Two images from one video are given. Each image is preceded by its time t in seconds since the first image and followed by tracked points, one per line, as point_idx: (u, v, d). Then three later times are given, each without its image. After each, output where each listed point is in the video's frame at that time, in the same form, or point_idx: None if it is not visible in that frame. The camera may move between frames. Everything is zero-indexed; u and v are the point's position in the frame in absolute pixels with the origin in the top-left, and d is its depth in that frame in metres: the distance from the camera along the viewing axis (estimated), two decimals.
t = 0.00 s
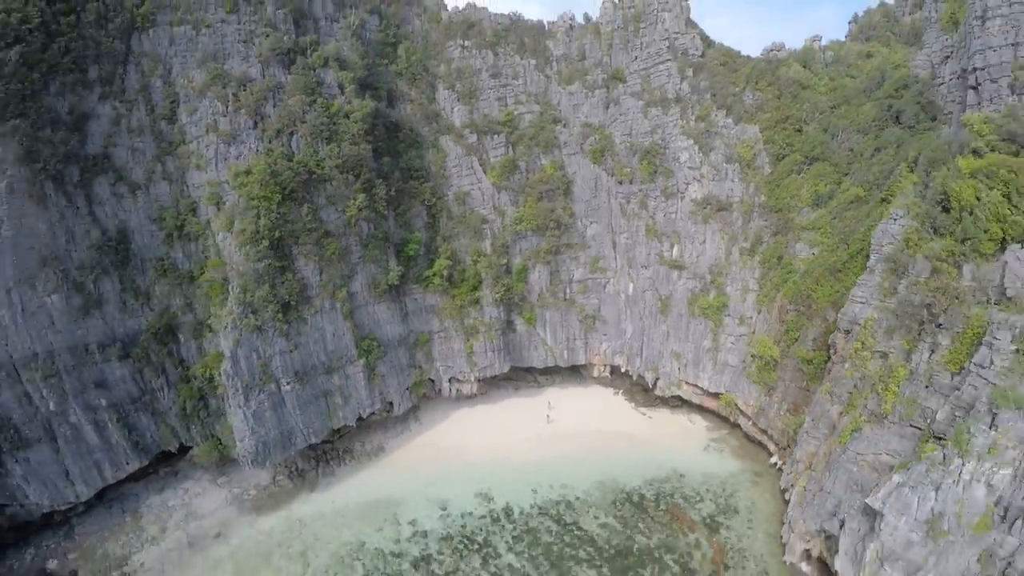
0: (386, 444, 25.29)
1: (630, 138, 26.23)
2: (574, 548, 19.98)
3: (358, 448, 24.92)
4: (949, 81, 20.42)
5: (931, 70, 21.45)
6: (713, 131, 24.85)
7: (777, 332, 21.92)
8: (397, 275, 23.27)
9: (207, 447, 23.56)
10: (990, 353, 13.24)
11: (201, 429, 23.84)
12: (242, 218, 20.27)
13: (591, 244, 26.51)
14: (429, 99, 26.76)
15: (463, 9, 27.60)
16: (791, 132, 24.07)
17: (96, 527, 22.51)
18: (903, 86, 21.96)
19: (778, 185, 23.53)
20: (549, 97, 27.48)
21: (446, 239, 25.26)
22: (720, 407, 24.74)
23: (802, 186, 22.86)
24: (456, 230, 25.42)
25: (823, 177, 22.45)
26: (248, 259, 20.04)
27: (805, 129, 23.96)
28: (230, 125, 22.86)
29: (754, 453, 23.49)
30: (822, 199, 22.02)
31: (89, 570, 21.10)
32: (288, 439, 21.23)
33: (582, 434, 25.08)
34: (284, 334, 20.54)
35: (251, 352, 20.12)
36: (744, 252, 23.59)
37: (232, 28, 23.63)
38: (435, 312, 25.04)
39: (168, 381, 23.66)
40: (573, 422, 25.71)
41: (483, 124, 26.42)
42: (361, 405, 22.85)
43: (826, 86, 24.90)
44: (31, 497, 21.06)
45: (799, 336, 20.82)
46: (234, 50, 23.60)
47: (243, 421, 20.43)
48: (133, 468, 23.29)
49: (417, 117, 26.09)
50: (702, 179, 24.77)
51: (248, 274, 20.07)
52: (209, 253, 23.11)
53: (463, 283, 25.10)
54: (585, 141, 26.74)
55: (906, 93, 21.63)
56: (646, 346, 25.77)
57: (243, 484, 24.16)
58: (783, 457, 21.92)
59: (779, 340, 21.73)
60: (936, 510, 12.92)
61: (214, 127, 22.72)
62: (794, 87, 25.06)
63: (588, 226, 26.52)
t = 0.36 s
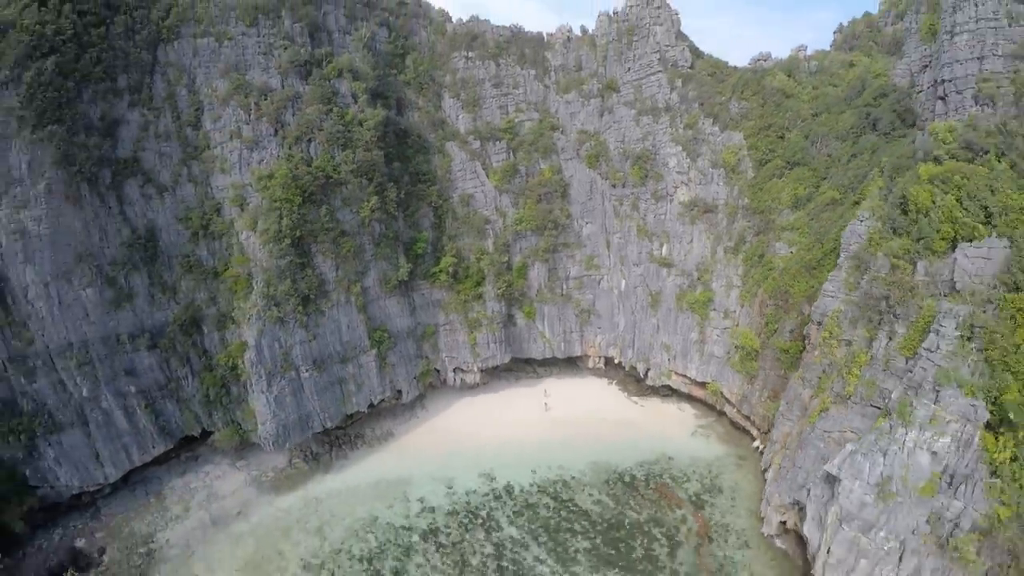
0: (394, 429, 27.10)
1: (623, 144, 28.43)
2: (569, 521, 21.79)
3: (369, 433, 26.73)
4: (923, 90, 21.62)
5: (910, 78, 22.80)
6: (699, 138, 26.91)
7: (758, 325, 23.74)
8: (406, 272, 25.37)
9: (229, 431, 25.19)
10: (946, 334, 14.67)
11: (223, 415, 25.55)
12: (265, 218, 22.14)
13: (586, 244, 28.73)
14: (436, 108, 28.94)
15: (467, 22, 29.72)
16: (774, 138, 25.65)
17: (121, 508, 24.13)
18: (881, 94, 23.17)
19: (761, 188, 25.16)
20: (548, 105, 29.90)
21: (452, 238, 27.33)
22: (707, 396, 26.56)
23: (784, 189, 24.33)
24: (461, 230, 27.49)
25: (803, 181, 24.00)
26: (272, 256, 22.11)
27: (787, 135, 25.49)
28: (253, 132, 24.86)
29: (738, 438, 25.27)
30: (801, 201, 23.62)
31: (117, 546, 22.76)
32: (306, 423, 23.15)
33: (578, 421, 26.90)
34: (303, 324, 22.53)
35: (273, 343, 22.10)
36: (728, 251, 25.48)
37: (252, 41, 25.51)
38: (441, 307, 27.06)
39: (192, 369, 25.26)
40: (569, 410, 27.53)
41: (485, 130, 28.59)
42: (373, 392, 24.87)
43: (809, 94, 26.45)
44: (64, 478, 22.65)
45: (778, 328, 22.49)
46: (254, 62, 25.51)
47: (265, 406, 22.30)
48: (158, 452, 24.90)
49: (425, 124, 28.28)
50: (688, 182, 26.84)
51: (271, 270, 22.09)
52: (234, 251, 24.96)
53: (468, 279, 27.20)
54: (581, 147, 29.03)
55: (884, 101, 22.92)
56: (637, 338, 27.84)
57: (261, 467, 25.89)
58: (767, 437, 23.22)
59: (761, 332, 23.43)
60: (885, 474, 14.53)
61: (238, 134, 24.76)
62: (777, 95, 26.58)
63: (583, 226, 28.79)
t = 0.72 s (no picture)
0: (404, 417, 28.92)
1: (619, 151, 30.51)
2: (568, 499, 23.67)
3: (380, 421, 28.53)
4: (900, 100, 22.58)
5: (891, 88, 23.59)
6: (689, 145, 28.94)
7: (741, 319, 25.68)
8: (416, 269, 27.50)
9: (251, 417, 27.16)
10: (902, 321, 16.37)
11: (244, 401, 27.24)
12: (288, 220, 24.38)
13: (584, 244, 30.78)
14: (444, 117, 31.09)
15: (473, 35, 31.74)
16: (760, 144, 27.44)
17: (147, 490, 25.87)
18: (863, 104, 24.42)
19: (746, 192, 26.97)
20: (548, 113, 31.79)
21: (458, 238, 29.44)
22: (697, 386, 28.43)
23: (768, 193, 26.17)
24: (467, 232, 29.59)
25: (786, 186, 25.68)
26: (295, 255, 24.27)
27: (772, 142, 27.32)
28: (275, 139, 26.69)
29: (725, 426, 27.12)
30: (784, 205, 25.40)
31: (144, 525, 24.34)
32: (323, 408, 25.25)
33: (576, 409, 28.80)
34: (322, 317, 24.65)
35: (295, 334, 24.22)
36: (716, 251, 27.43)
37: (273, 53, 27.42)
38: (448, 303, 29.05)
39: (216, 360, 27.09)
40: (568, 400, 29.42)
41: (490, 137, 30.60)
42: (385, 381, 26.97)
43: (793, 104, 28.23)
44: (96, 461, 24.40)
45: (760, 322, 24.33)
46: (276, 73, 27.41)
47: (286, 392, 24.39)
48: (182, 438, 26.64)
49: (433, 132, 30.41)
50: (678, 187, 28.97)
51: (294, 267, 24.21)
52: (259, 249, 27.04)
53: (473, 276, 29.27)
54: (579, 153, 31.09)
55: (864, 110, 24.19)
56: (631, 332, 29.78)
57: (280, 452, 27.69)
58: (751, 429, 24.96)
59: (745, 325, 25.37)
60: (845, 444, 16.64)
61: (260, 141, 26.74)
62: (764, 105, 28.30)
63: (582, 228, 30.81)
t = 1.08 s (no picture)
0: (416, 404, 30.99)
1: (617, 157, 32.84)
2: (570, 476, 25.80)
3: (394, 408, 30.58)
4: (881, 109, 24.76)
5: (873, 96, 25.74)
6: (682, 152, 31.23)
7: (730, 313, 27.88)
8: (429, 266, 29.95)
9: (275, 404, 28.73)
10: (864, 312, 18.32)
11: (268, 388, 28.95)
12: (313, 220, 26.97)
13: (585, 244, 32.94)
14: (454, 123, 33.30)
15: (481, 47, 34.06)
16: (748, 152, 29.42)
17: (174, 472, 27.70)
18: (846, 111, 26.12)
19: (734, 196, 29.16)
20: (552, 121, 34.06)
21: (467, 238, 31.84)
22: (689, 376, 30.60)
23: (755, 197, 28.17)
24: (475, 232, 31.98)
25: (772, 191, 27.67)
26: (320, 251, 26.75)
27: (760, 149, 29.34)
28: (301, 145, 28.63)
29: (716, 413, 29.27)
30: (771, 208, 27.35)
31: (175, 503, 26.32)
32: (343, 395, 27.37)
33: (577, 397, 30.93)
34: (344, 309, 26.94)
35: (320, 325, 26.37)
36: (707, 250, 29.66)
37: (296, 64, 29.59)
38: (458, 298, 31.32)
39: (243, 350, 28.77)
40: (569, 388, 31.55)
41: (497, 143, 32.80)
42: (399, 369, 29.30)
43: (782, 113, 30.20)
44: (130, 443, 26.37)
45: (746, 314, 26.48)
46: (299, 83, 29.52)
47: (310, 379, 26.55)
48: (211, 422, 28.40)
49: (444, 139, 32.84)
50: (672, 190, 31.28)
51: (319, 263, 26.58)
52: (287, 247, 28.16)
53: (482, 273, 31.56)
54: (580, 159, 33.36)
55: (847, 119, 25.79)
56: (627, 326, 32.00)
57: (301, 436, 29.71)
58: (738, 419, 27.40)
59: (733, 319, 27.62)
60: (813, 416, 18.79)
61: (286, 146, 28.61)
62: (754, 113, 30.44)
63: (582, 228, 33.00)
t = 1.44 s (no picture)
0: (431, 392, 33.20)
1: (618, 162, 35.25)
2: (576, 455, 28.10)
3: (411, 395, 32.79)
4: (863, 119, 26.57)
5: (857, 106, 27.23)
6: (679, 159, 33.59)
7: (722, 307, 30.29)
8: (444, 263, 32.58)
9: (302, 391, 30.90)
10: (839, 302, 20.72)
11: (294, 376, 31.03)
12: (339, 220, 29.86)
13: (588, 243, 35.26)
14: (466, 131, 35.81)
15: (491, 58, 36.48)
16: (740, 158, 31.86)
17: (206, 455, 29.65)
18: (832, 121, 28.32)
19: (726, 199, 31.54)
20: (557, 128, 36.59)
21: (479, 237, 34.44)
22: (685, 366, 32.97)
23: (746, 200, 30.52)
24: (486, 232, 34.60)
25: (761, 195, 30.05)
26: (347, 249, 29.63)
27: (752, 155, 31.62)
28: (326, 151, 30.86)
29: (709, 399, 31.65)
30: (762, 210, 29.63)
31: (208, 483, 28.26)
32: (365, 383, 29.93)
33: (582, 386, 33.25)
34: (368, 301, 29.68)
35: (346, 317, 29.18)
36: (701, 249, 32.07)
37: (322, 74, 31.80)
38: (470, 293, 33.72)
39: (272, 340, 30.87)
40: (573, 378, 33.86)
41: (507, 149, 35.23)
42: (416, 358, 31.78)
43: (774, 122, 32.51)
44: (166, 426, 28.27)
45: (737, 307, 28.94)
46: (324, 92, 31.74)
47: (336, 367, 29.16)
48: (241, 408, 30.42)
49: (458, 145, 35.29)
50: (671, 194, 33.58)
51: (346, 259, 29.49)
52: (313, 245, 30.65)
53: (492, 270, 34.07)
54: (584, 164, 35.67)
55: (833, 126, 28.07)
56: (628, 320, 34.34)
57: (324, 422, 31.73)
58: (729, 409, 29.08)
59: (724, 313, 29.99)
60: (792, 392, 21.13)
61: (314, 151, 30.79)
62: (746, 122, 32.82)
63: (586, 229, 35.35)
